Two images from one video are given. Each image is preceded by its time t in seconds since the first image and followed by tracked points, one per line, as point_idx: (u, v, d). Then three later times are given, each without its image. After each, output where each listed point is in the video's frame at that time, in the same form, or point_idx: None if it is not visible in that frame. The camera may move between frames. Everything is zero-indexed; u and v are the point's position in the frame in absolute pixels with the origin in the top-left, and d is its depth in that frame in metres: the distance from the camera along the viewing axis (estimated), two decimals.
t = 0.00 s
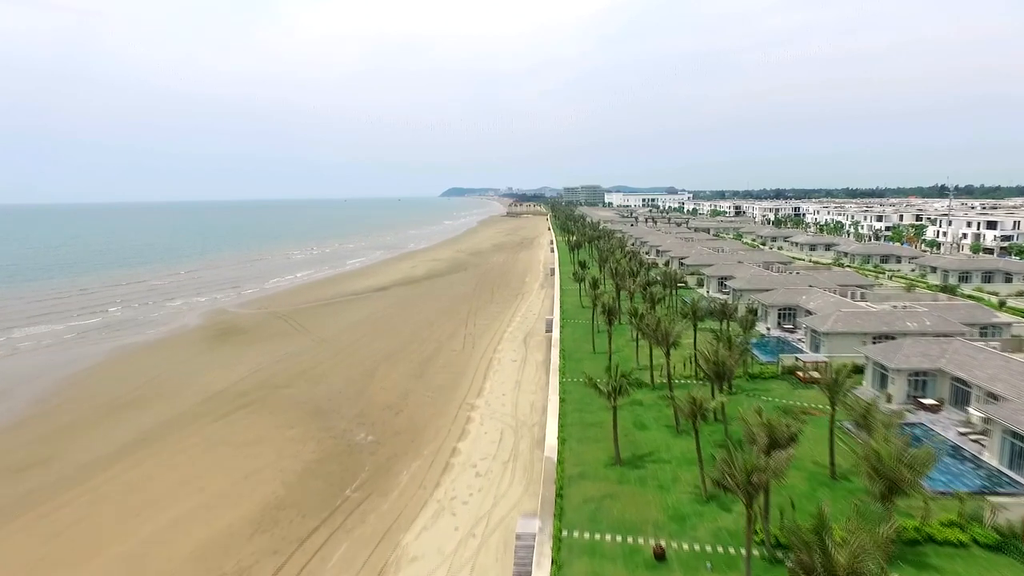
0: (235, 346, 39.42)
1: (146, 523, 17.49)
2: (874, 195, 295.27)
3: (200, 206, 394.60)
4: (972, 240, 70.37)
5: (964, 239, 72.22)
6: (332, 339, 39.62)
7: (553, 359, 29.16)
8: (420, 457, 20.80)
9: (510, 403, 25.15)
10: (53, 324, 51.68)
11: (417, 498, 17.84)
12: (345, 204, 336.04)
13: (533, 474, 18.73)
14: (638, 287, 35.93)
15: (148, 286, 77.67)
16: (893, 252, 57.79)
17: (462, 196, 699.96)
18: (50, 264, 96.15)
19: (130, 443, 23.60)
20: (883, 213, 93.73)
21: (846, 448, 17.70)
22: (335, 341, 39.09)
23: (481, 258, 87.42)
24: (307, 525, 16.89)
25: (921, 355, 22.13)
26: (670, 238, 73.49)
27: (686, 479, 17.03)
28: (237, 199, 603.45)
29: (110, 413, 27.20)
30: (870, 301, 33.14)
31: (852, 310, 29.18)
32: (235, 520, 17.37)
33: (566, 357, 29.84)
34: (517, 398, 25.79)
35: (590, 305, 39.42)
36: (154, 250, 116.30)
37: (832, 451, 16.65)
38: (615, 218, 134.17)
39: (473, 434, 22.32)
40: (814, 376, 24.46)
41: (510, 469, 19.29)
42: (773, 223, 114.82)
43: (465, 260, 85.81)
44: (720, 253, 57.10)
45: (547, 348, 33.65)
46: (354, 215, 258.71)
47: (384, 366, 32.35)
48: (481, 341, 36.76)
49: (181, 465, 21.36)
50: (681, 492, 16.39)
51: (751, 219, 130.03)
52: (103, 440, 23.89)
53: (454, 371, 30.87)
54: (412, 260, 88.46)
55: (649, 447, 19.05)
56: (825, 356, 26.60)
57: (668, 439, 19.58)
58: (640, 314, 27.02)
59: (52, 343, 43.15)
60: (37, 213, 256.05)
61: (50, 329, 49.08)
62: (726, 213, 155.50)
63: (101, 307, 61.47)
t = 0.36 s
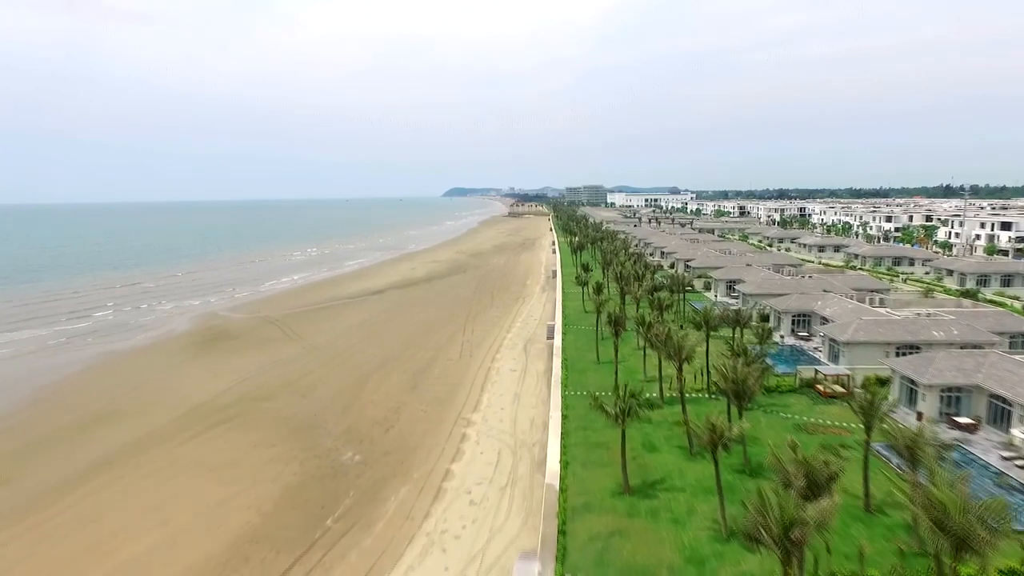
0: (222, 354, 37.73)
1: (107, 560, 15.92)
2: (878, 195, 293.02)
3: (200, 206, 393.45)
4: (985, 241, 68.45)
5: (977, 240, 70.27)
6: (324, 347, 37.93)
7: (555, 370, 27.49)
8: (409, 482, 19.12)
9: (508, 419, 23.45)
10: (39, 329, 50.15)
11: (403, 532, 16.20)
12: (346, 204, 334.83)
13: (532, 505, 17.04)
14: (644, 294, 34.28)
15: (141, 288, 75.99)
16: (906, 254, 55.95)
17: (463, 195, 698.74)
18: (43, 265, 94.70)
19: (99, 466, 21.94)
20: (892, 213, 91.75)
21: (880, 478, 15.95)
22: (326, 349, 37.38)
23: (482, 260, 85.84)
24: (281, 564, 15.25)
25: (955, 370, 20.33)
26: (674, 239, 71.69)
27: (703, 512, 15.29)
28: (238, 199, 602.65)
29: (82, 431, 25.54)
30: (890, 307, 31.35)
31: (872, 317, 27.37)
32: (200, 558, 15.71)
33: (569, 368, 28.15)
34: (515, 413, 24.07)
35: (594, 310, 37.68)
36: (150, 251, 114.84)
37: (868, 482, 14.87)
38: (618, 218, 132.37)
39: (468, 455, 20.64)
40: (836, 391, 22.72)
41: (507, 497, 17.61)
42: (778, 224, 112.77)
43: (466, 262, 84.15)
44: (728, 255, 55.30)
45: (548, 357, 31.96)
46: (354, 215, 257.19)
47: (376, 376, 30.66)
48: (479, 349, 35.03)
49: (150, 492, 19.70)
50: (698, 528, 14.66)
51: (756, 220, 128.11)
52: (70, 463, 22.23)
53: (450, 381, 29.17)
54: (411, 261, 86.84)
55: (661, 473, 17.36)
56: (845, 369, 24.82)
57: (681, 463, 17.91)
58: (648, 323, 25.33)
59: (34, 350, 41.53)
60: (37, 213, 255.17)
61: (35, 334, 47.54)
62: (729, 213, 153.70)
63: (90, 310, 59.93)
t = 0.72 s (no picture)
0: (209, 361, 36.11)
1: None
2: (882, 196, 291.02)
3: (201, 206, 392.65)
4: (998, 242, 66.65)
5: (989, 242, 68.46)
6: (315, 354, 36.23)
7: (556, 382, 25.77)
8: (396, 511, 17.48)
9: (506, 438, 21.75)
10: (24, 333, 48.67)
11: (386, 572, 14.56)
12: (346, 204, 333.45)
13: (531, 540, 15.38)
14: (651, 300, 32.53)
15: (133, 290, 74.46)
16: (918, 256, 54.23)
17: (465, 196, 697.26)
18: (36, 267, 93.31)
19: (65, 483, 20.29)
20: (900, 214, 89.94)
21: (919, 514, 14.26)
22: (317, 357, 35.69)
23: (481, 261, 84.09)
24: None
25: (994, 386, 18.56)
26: (679, 240, 69.84)
27: (722, 551, 13.61)
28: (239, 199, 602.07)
29: (52, 442, 23.85)
30: (912, 314, 29.59)
31: (895, 325, 25.62)
32: None
33: (571, 379, 26.47)
34: (514, 430, 22.39)
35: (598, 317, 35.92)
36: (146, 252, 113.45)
37: (910, 520, 13.16)
38: (621, 219, 130.64)
39: (460, 480, 18.98)
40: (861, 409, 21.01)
41: (503, 529, 15.96)
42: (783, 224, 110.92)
43: (465, 263, 82.57)
44: (735, 257, 53.63)
45: (550, 367, 30.26)
46: (355, 215, 256.01)
47: (367, 388, 28.94)
48: (476, 356, 33.36)
49: (115, 516, 18.03)
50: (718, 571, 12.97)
51: (760, 220, 126.33)
52: (32, 479, 20.54)
53: (445, 393, 27.49)
54: (410, 262, 85.31)
55: (673, 504, 15.67)
56: (869, 382, 23.08)
57: (695, 492, 16.23)
58: (656, 333, 23.59)
59: (15, 356, 39.88)
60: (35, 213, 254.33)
61: (19, 339, 46.02)
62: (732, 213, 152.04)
63: (79, 313, 58.43)
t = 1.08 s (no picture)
0: (194, 369, 34.50)
1: None
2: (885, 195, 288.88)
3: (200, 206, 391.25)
4: (1012, 244, 64.76)
5: (1002, 243, 66.56)
6: (304, 363, 34.47)
7: (557, 396, 24.01)
8: (379, 546, 15.78)
9: (503, 459, 20.07)
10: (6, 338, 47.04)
11: None
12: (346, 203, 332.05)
13: None
14: (658, 307, 30.74)
15: (125, 292, 72.83)
16: (931, 258, 52.41)
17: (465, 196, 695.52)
18: (28, 268, 91.67)
19: (21, 510, 18.60)
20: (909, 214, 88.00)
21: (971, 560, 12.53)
22: (306, 365, 34.03)
23: (481, 262, 82.39)
24: None
25: None
26: (683, 241, 67.97)
27: None
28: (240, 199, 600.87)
29: (14, 461, 22.13)
30: (935, 322, 27.83)
31: (921, 335, 23.84)
32: None
33: (574, 392, 24.77)
34: (511, 450, 20.72)
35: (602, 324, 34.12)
36: (141, 253, 111.89)
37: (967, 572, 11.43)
38: (623, 219, 128.82)
39: (451, 510, 17.26)
40: (888, 429, 19.31)
41: (497, 570, 14.27)
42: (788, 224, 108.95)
43: (465, 264, 80.91)
44: (742, 260, 51.88)
45: (550, 378, 28.52)
46: (355, 215, 254.34)
47: (355, 401, 27.17)
48: (473, 365, 31.66)
49: (70, 550, 16.35)
50: None
51: (765, 220, 124.39)
52: None
53: (438, 407, 25.81)
54: (409, 264, 83.71)
55: (688, 543, 13.95)
56: (896, 398, 21.29)
57: (714, 529, 14.48)
58: (665, 344, 21.78)
59: None
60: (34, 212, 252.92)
61: None
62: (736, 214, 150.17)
63: (67, 316, 56.84)
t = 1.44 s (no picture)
0: (177, 377, 32.90)
1: None
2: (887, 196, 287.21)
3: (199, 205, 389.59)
4: None
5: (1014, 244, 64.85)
6: (292, 370, 32.79)
7: (558, 413, 22.34)
8: None
9: (500, 484, 18.42)
10: None
11: None
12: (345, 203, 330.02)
13: None
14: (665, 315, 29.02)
15: (116, 294, 71.12)
16: (944, 260, 50.72)
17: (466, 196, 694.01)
18: (18, 269, 89.99)
19: None
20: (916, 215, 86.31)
21: None
22: (295, 373, 32.39)
23: (480, 264, 80.77)
24: None
25: None
26: (687, 242, 66.37)
27: None
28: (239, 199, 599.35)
29: None
30: (960, 330, 26.17)
31: (950, 346, 22.17)
32: None
33: (576, 407, 23.12)
34: (509, 473, 19.07)
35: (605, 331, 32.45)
36: (135, 254, 110.22)
37: None
38: (624, 220, 127.08)
39: (442, 544, 15.58)
40: (922, 452, 17.63)
41: None
42: (792, 225, 106.97)
43: (464, 266, 79.28)
44: (749, 262, 50.24)
45: (551, 390, 26.87)
46: (353, 215, 252.60)
47: (343, 414, 25.50)
48: (470, 375, 30.01)
49: None
50: None
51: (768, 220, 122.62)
52: None
53: (431, 421, 24.16)
54: (406, 265, 82.12)
55: None
56: (926, 416, 19.63)
57: (735, 572, 12.81)
58: (674, 357, 20.12)
59: None
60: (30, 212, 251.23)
61: None
62: (739, 214, 148.52)
63: (53, 320, 55.16)
